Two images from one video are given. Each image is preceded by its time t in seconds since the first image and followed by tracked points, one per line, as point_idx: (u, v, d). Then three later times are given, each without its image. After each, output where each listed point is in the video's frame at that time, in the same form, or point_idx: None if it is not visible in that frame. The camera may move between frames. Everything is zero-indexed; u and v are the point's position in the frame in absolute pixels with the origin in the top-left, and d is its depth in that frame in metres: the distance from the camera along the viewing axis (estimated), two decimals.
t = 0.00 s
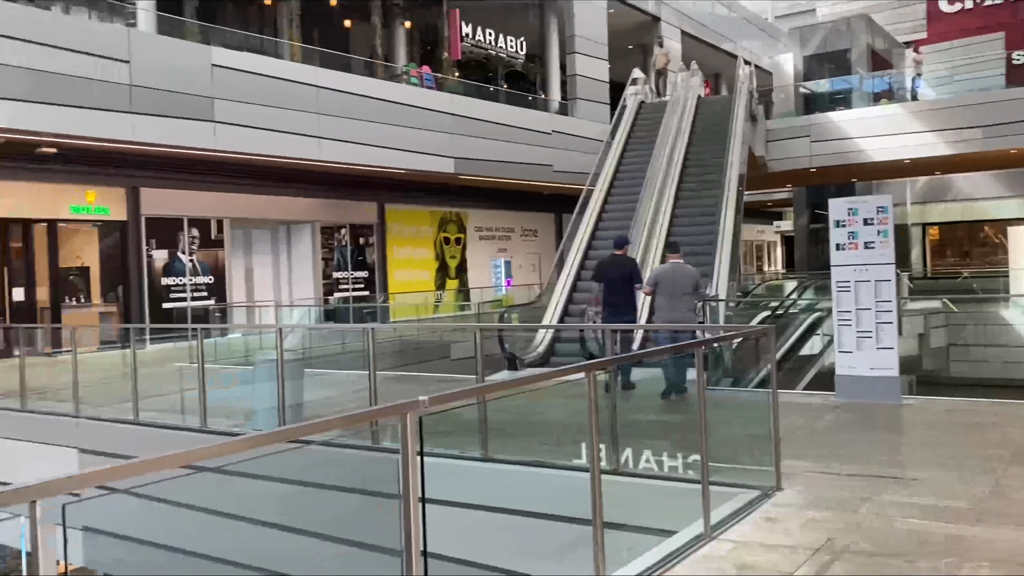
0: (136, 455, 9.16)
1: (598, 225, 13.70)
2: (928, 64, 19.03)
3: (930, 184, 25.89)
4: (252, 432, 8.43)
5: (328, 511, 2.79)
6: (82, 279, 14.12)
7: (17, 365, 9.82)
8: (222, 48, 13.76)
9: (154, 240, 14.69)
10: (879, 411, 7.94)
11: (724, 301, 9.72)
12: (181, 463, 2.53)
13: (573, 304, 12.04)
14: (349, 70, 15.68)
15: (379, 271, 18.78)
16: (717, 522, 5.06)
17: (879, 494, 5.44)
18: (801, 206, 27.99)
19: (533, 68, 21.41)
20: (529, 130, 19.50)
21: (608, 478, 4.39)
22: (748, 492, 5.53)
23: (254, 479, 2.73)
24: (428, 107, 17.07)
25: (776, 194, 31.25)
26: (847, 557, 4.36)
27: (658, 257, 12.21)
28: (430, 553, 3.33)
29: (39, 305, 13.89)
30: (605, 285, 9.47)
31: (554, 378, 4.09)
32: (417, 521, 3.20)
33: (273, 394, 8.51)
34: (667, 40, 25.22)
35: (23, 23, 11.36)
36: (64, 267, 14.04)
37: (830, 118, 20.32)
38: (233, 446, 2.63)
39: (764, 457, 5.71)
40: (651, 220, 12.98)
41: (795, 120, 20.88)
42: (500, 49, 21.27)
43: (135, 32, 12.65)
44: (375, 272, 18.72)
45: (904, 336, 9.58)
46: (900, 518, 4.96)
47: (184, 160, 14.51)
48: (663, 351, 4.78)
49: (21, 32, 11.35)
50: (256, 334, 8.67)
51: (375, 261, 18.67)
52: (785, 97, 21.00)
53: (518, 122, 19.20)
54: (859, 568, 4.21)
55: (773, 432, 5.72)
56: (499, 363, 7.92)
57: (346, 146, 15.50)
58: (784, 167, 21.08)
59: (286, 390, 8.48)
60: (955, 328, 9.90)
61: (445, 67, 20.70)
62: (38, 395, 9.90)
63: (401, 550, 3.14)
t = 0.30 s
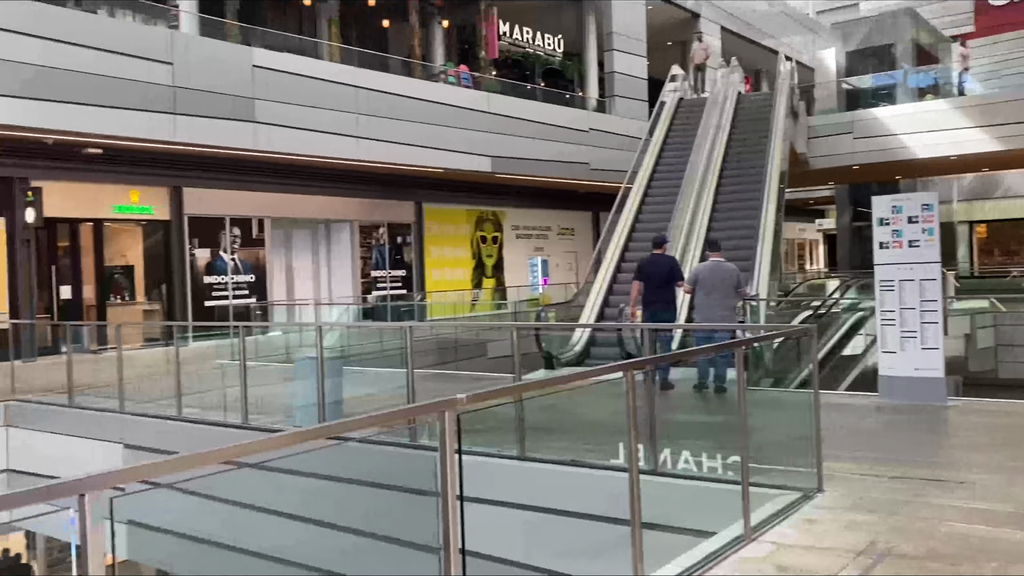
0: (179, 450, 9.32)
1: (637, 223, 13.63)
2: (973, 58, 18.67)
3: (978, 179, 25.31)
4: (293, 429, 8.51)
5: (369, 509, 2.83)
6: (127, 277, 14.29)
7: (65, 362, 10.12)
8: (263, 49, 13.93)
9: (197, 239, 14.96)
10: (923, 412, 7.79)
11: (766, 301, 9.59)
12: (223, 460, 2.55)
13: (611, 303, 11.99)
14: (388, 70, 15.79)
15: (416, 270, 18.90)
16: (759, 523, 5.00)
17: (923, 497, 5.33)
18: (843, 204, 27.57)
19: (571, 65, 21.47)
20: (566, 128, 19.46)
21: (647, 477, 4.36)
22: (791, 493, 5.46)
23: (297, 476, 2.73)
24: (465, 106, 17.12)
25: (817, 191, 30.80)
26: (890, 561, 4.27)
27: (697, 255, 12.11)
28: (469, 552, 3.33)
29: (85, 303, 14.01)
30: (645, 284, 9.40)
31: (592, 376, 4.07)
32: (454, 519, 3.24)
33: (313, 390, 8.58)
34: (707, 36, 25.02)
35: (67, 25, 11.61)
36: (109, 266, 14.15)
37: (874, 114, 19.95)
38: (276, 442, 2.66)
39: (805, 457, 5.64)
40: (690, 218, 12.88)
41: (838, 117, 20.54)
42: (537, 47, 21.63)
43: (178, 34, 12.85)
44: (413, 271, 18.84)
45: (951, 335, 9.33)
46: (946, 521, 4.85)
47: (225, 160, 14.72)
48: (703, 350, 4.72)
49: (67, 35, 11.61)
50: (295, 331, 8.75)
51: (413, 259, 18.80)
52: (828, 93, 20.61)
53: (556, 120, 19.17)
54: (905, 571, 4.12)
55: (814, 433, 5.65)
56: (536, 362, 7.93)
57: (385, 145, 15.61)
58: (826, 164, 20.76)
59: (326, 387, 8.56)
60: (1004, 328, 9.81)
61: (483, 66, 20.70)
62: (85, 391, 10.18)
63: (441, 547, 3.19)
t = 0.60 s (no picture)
0: (223, 445, 9.47)
1: (677, 221, 13.54)
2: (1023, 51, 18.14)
3: None
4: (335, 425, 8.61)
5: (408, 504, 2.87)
6: (172, 275, 14.55)
7: (113, 356, 10.49)
8: (305, 50, 14.08)
9: (241, 238, 15.21)
10: (972, 414, 7.64)
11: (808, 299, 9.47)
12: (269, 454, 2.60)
13: (651, 301, 11.93)
14: (427, 69, 15.86)
15: (455, 268, 19.01)
16: (801, 524, 4.95)
17: (971, 499, 5.23)
18: (888, 201, 27.10)
19: (610, 63, 21.64)
20: (606, 126, 19.39)
21: (688, 477, 4.33)
22: (834, 494, 5.39)
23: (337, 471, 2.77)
24: (504, 104, 17.14)
25: (861, 188, 30.29)
26: (936, 564, 4.20)
27: (738, 254, 12.00)
28: (509, 548, 3.36)
29: (132, 300, 14.28)
30: (685, 284, 9.36)
31: (634, 375, 4.05)
32: (496, 515, 3.26)
33: (355, 387, 8.69)
34: (748, 32, 24.74)
35: (113, 28, 11.86)
36: (155, 264, 14.39)
37: (920, 109, 19.58)
38: (316, 438, 2.70)
39: (849, 458, 5.56)
40: (731, 216, 12.76)
41: (883, 113, 20.15)
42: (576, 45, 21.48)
43: (222, 36, 13.05)
44: (451, 269, 18.96)
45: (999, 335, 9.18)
46: (995, 525, 4.75)
47: (267, 160, 14.92)
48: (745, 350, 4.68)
49: (113, 38, 11.87)
50: (336, 328, 8.87)
51: (451, 258, 18.92)
52: (872, 88, 20.19)
53: (595, 118, 19.11)
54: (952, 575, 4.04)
55: (858, 434, 5.57)
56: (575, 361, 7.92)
57: (424, 144, 15.69)
58: (871, 161, 20.38)
59: (366, 383, 8.64)
60: None
61: (522, 65, 20.85)
62: (132, 386, 10.45)
63: (483, 543, 3.21)
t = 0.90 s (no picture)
0: (264, 441, 9.60)
1: (718, 219, 13.42)
2: None
3: None
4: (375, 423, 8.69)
5: (446, 502, 2.91)
6: (216, 273, 14.80)
7: (159, 353, 10.69)
8: (345, 50, 14.23)
9: (283, 237, 15.42)
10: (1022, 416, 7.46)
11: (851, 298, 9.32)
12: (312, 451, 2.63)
13: (690, 300, 11.85)
14: (466, 68, 15.92)
15: (493, 266, 19.07)
16: (844, 526, 4.87)
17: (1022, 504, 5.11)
18: (934, 198, 26.56)
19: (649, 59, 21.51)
20: (645, 123, 19.28)
21: (728, 478, 4.29)
22: (878, 496, 5.31)
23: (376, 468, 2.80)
24: (543, 102, 17.14)
25: (907, 185, 29.71)
26: (984, 570, 4.12)
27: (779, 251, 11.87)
28: (548, 547, 3.37)
29: (177, 297, 14.53)
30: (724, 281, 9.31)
31: (675, 375, 4.02)
32: (535, 514, 3.27)
33: (395, 385, 8.75)
34: (790, 27, 24.42)
35: (158, 30, 12.11)
36: (199, 262, 14.65)
37: (968, 105, 19.19)
38: (357, 435, 2.74)
39: (893, 459, 5.47)
40: (773, 213, 12.62)
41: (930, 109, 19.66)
42: (616, 42, 21.89)
43: (264, 37, 13.24)
44: (489, 267, 19.05)
45: None
46: None
47: (308, 159, 15.09)
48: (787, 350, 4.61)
49: (157, 40, 12.11)
50: (377, 327, 8.96)
51: (489, 256, 19.01)
52: (918, 83, 19.84)
53: (634, 115, 19.02)
54: None
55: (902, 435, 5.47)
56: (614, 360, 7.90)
57: (463, 143, 15.75)
58: (917, 158, 19.95)
59: (407, 381, 8.70)
60: None
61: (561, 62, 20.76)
62: (178, 382, 10.67)
63: (521, 541, 3.23)
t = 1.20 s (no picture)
0: (304, 437, 9.72)
1: (759, 217, 13.29)
2: None
3: None
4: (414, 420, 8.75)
5: (483, 500, 2.93)
6: (259, 271, 15.01)
7: (203, 350, 10.90)
8: (385, 50, 14.36)
9: (324, 236, 15.61)
10: None
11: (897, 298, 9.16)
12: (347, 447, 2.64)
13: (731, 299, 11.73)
14: (505, 66, 15.97)
15: (531, 264, 19.12)
16: (889, 528, 4.78)
17: None
18: (983, 195, 25.98)
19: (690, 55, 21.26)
20: (685, 120, 19.14)
21: (770, 478, 4.24)
22: (922, 498, 5.21)
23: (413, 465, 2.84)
24: (582, 100, 17.11)
25: (954, 183, 29.09)
26: None
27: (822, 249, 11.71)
28: (589, 546, 3.36)
29: (220, 296, 14.81)
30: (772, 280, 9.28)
31: (716, 374, 3.98)
32: (575, 513, 3.25)
33: (433, 382, 8.81)
34: (833, 22, 24.07)
35: (202, 32, 12.33)
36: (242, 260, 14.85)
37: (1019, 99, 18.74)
38: (396, 433, 2.76)
39: (939, 461, 5.36)
40: (816, 211, 12.45)
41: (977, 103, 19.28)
42: (655, 39, 21.48)
43: (306, 38, 13.42)
44: (527, 265, 19.09)
45: None
46: None
47: (349, 159, 15.26)
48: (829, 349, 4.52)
49: (202, 41, 12.32)
50: (416, 325, 9.03)
51: (527, 254, 19.05)
52: (966, 78, 19.41)
53: (674, 112, 18.89)
54: None
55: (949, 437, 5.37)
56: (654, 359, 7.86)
57: (502, 142, 15.78)
58: (964, 154, 19.55)
59: (446, 378, 8.75)
60: None
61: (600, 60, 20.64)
62: (220, 378, 10.85)
63: (561, 539, 3.22)
